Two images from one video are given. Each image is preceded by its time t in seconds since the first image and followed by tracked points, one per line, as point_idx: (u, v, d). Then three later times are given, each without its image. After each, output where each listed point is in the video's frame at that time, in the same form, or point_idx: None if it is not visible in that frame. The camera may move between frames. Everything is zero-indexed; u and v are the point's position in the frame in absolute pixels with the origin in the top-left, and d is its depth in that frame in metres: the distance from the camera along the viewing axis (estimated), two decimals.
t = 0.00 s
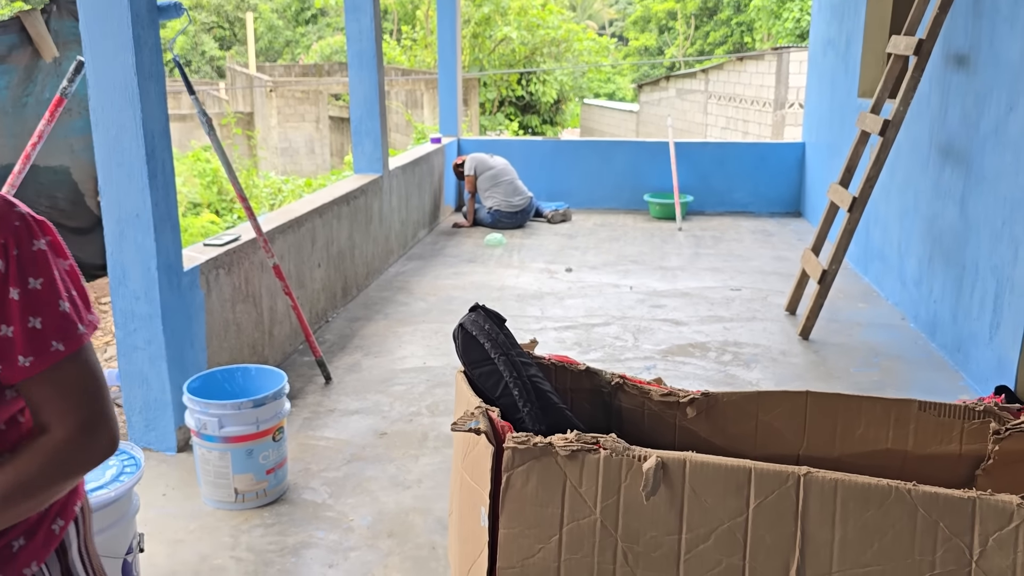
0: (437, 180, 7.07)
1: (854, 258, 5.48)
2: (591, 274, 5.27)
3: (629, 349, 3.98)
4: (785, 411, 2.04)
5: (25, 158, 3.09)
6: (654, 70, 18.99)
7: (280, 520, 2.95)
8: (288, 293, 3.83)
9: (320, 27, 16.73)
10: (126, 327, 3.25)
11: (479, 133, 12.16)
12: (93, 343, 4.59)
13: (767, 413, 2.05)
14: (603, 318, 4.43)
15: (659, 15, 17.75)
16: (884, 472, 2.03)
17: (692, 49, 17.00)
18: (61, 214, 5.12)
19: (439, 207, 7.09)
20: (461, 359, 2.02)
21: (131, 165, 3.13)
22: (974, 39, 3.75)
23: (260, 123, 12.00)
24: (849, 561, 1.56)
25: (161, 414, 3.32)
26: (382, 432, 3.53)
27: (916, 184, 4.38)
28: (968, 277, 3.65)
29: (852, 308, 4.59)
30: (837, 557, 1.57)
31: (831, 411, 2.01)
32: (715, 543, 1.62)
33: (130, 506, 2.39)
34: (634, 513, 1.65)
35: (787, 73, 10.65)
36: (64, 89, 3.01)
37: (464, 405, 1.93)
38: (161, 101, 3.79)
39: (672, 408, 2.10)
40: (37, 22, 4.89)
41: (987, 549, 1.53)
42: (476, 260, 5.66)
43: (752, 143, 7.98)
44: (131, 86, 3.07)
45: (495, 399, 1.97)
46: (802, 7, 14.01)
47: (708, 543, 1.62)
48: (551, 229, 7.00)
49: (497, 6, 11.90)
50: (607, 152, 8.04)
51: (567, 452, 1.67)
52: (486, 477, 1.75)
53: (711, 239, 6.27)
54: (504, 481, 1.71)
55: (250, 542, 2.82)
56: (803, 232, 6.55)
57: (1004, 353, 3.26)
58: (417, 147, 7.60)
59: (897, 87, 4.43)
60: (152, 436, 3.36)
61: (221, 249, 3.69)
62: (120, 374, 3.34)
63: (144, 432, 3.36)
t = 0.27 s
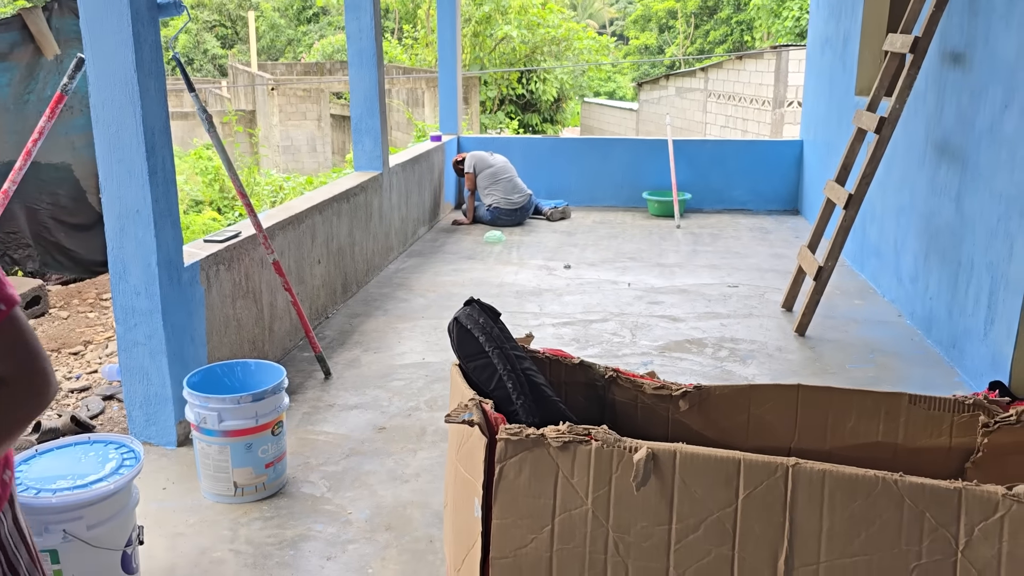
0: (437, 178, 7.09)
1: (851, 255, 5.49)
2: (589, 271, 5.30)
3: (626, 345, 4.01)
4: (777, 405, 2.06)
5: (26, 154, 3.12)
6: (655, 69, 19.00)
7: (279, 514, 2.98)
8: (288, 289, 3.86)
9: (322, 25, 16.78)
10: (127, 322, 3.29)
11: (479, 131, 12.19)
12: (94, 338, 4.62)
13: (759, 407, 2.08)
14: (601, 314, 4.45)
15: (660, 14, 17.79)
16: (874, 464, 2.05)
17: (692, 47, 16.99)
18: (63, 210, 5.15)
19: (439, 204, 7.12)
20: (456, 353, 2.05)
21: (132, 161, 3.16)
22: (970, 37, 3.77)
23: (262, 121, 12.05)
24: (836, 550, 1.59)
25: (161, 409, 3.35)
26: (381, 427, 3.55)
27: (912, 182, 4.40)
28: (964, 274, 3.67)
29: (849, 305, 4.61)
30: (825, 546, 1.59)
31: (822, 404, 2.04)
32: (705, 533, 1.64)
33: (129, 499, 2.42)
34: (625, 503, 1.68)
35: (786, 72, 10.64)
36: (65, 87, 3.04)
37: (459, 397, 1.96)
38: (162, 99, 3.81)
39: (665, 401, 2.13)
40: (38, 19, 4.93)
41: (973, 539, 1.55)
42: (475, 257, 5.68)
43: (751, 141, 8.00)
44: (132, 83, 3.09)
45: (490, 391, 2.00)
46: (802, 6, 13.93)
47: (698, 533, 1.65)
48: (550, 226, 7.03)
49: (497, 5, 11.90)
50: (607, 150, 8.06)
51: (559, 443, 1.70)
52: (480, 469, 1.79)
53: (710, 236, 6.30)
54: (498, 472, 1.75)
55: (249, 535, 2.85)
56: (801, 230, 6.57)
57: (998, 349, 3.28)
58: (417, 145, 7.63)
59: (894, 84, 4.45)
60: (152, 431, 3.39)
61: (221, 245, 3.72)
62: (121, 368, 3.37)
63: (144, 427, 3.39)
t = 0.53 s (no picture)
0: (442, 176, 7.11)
1: (853, 254, 5.51)
2: (592, 269, 5.32)
3: (628, 343, 4.03)
4: (775, 402, 2.09)
5: (32, 153, 3.15)
6: (659, 67, 19.00)
7: (283, 509, 3.01)
8: (292, 286, 3.89)
9: (327, 24, 16.82)
10: (133, 319, 3.32)
11: (483, 130, 12.19)
12: (100, 335, 4.65)
13: (757, 404, 2.10)
14: (603, 312, 4.47)
15: (664, 12, 17.80)
16: (872, 462, 2.07)
17: (696, 46, 16.94)
18: (69, 208, 5.19)
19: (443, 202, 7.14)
20: (458, 350, 2.08)
21: (138, 160, 3.19)
22: (971, 36, 3.78)
23: (266, 119, 12.09)
24: (832, 545, 1.61)
25: (167, 405, 3.38)
26: (384, 424, 3.58)
27: (914, 181, 4.41)
28: (965, 273, 3.69)
29: (851, 303, 4.62)
30: (820, 542, 1.61)
31: (820, 402, 2.06)
32: (702, 528, 1.67)
33: (134, 495, 2.46)
34: (623, 499, 1.70)
35: (790, 71, 10.60)
36: (71, 86, 3.07)
37: (461, 394, 1.98)
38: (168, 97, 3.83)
39: (665, 398, 2.15)
40: (44, 18, 4.95)
41: (966, 535, 1.57)
42: (479, 255, 5.70)
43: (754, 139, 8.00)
44: (138, 83, 3.12)
45: (491, 388, 2.02)
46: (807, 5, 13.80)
47: (696, 529, 1.67)
48: (554, 225, 7.04)
49: (501, 4, 11.91)
50: (610, 148, 8.07)
51: (559, 439, 1.73)
52: (481, 464, 1.82)
53: (713, 234, 6.31)
54: (498, 468, 1.78)
55: (253, 530, 2.88)
56: (803, 228, 6.58)
57: (999, 348, 3.30)
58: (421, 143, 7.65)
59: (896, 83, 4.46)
60: (158, 427, 3.43)
61: (226, 243, 3.75)
62: (127, 364, 3.41)
63: (150, 423, 3.43)
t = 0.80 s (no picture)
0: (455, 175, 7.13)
1: (868, 254, 5.48)
2: (605, 269, 5.32)
3: (641, 343, 4.03)
4: (789, 404, 2.09)
5: (51, 153, 3.18)
6: (672, 66, 18.94)
7: (298, 507, 3.03)
8: (307, 285, 3.91)
9: (341, 23, 16.88)
10: (150, 317, 3.36)
11: (496, 129, 12.19)
12: (117, 333, 4.69)
13: (771, 406, 2.10)
14: (616, 312, 4.48)
15: (678, 11, 17.75)
16: (886, 465, 2.07)
17: (710, 45, 16.86)
18: (86, 207, 5.24)
19: (456, 202, 7.16)
20: (473, 352, 2.09)
21: (155, 160, 3.22)
22: (988, 36, 3.75)
23: (281, 118, 12.15)
24: (846, 549, 1.61)
25: (183, 403, 3.41)
26: (398, 423, 3.60)
27: (930, 181, 4.39)
28: (980, 274, 3.67)
29: (865, 304, 4.61)
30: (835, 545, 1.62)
31: (834, 405, 2.06)
32: (716, 530, 1.67)
33: (151, 492, 2.48)
34: (637, 501, 1.71)
35: (804, 70, 10.52)
36: (90, 86, 3.10)
37: (475, 395, 1.99)
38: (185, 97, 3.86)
39: (679, 400, 2.16)
40: (63, 18, 5.02)
41: (981, 540, 1.57)
42: (492, 254, 5.71)
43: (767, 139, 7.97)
44: (155, 83, 3.15)
45: (505, 389, 2.03)
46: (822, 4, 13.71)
47: (709, 531, 1.67)
48: (567, 224, 7.05)
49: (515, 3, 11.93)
50: (623, 148, 8.06)
51: (573, 441, 1.74)
52: (495, 464, 1.83)
53: (726, 235, 6.29)
54: (513, 468, 1.79)
55: (268, 527, 2.91)
56: (817, 229, 6.56)
57: (1015, 350, 3.28)
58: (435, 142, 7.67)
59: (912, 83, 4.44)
60: (174, 424, 3.46)
61: (241, 242, 3.77)
62: (144, 362, 3.44)
63: (166, 420, 3.46)
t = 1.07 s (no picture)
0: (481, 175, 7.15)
1: (897, 256, 5.43)
2: (631, 270, 5.32)
3: (667, 344, 4.03)
4: (817, 409, 2.09)
5: (87, 154, 3.24)
6: (698, 65, 18.82)
7: (325, 505, 3.08)
8: (335, 285, 3.96)
9: (367, 22, 16.97)
10: (181, 316, 3.41)
11: (521, 128, 12.20)
12: (148, 330, 4.77)
13: (800, 411, 2.10)
14: (642, 313, 4.48)
15: (704, 9, 17.65)
16: (916, 471, 2.07)
17: (737, 43, 16.73)
18: (118, 205, 5.33)
19: (481, 201, 7.18)
20: (502, 355, 2.11)
21: (188, 161, 3.27)
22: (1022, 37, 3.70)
23: (307, 116, 12.25)
24: (875, 557, 1.61)
25: (213, 400, 3.47)
26: (424, 422, 3.63)
27: (961, 183, 4.34)
28: (1012, 278, 3.62)
29: (893, 307, 4.57)
30: (864, 553, 1.62)
31: (864, 411, 2.05)
32: (745, 536, 1.68)
33: (183, 489, 2.53)
34: (666, 505, 1.72)
35: (832, 68, 10.39)
36: (124, 88, 3.15)
37: (505, 398, 2.01)
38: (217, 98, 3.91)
39: (707, 404, 2.17)
40: (97, 19, 5.04)
41: (1012, 550, 1.57)
42: (517, 254, 5.73)
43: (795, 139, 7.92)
44: (188, 85, 3.20)
45: (534, 392, 2.05)
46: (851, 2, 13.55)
47: (738, 537, 1.68)
48: (592, 224, 7.04)
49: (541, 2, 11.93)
50: (649, 147, 8.04)
51: (602, 445, 1.76)
52: (525, 467, 1.85)
53: (752, 235, 6.26)
54: (542, 472, 1.81)
55: (297, 525, 2.95)
56: (845, 230, 6.50)
57: None
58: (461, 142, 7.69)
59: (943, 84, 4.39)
60: (204, 421, 3.51)
61: (271, 241, 3.82)
62: (175, 360, 3.50)
63: (196, 417, 3.52)
